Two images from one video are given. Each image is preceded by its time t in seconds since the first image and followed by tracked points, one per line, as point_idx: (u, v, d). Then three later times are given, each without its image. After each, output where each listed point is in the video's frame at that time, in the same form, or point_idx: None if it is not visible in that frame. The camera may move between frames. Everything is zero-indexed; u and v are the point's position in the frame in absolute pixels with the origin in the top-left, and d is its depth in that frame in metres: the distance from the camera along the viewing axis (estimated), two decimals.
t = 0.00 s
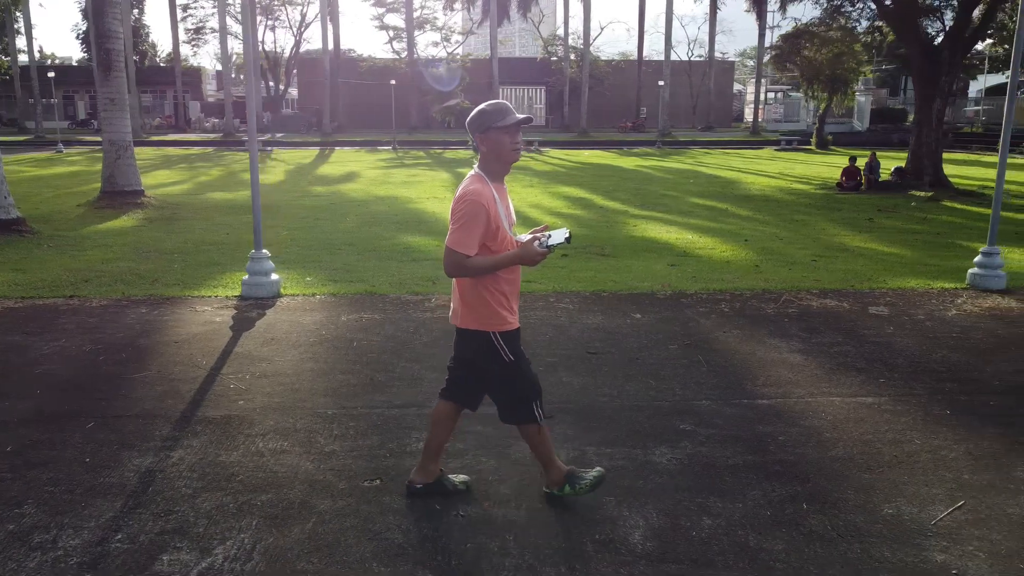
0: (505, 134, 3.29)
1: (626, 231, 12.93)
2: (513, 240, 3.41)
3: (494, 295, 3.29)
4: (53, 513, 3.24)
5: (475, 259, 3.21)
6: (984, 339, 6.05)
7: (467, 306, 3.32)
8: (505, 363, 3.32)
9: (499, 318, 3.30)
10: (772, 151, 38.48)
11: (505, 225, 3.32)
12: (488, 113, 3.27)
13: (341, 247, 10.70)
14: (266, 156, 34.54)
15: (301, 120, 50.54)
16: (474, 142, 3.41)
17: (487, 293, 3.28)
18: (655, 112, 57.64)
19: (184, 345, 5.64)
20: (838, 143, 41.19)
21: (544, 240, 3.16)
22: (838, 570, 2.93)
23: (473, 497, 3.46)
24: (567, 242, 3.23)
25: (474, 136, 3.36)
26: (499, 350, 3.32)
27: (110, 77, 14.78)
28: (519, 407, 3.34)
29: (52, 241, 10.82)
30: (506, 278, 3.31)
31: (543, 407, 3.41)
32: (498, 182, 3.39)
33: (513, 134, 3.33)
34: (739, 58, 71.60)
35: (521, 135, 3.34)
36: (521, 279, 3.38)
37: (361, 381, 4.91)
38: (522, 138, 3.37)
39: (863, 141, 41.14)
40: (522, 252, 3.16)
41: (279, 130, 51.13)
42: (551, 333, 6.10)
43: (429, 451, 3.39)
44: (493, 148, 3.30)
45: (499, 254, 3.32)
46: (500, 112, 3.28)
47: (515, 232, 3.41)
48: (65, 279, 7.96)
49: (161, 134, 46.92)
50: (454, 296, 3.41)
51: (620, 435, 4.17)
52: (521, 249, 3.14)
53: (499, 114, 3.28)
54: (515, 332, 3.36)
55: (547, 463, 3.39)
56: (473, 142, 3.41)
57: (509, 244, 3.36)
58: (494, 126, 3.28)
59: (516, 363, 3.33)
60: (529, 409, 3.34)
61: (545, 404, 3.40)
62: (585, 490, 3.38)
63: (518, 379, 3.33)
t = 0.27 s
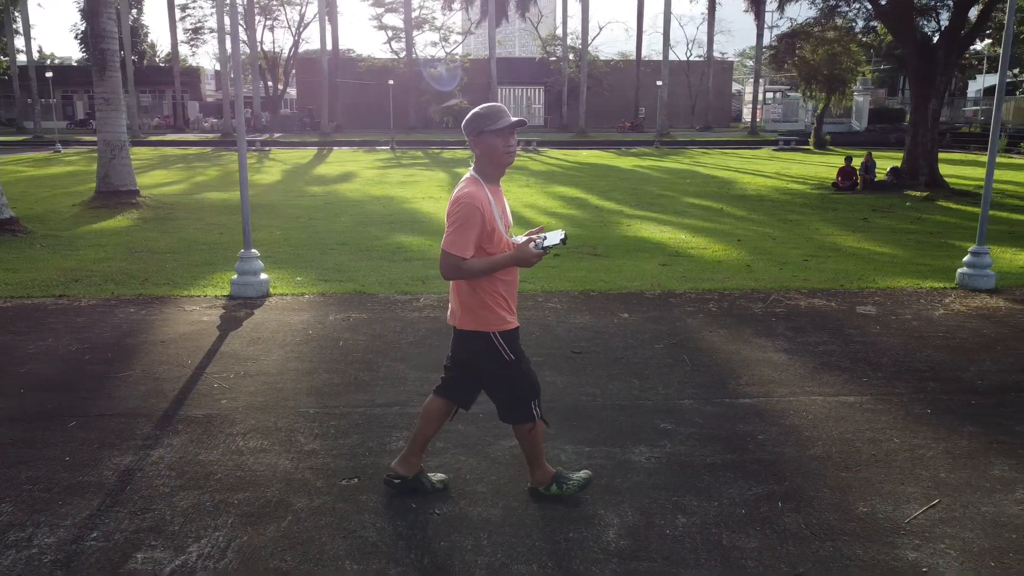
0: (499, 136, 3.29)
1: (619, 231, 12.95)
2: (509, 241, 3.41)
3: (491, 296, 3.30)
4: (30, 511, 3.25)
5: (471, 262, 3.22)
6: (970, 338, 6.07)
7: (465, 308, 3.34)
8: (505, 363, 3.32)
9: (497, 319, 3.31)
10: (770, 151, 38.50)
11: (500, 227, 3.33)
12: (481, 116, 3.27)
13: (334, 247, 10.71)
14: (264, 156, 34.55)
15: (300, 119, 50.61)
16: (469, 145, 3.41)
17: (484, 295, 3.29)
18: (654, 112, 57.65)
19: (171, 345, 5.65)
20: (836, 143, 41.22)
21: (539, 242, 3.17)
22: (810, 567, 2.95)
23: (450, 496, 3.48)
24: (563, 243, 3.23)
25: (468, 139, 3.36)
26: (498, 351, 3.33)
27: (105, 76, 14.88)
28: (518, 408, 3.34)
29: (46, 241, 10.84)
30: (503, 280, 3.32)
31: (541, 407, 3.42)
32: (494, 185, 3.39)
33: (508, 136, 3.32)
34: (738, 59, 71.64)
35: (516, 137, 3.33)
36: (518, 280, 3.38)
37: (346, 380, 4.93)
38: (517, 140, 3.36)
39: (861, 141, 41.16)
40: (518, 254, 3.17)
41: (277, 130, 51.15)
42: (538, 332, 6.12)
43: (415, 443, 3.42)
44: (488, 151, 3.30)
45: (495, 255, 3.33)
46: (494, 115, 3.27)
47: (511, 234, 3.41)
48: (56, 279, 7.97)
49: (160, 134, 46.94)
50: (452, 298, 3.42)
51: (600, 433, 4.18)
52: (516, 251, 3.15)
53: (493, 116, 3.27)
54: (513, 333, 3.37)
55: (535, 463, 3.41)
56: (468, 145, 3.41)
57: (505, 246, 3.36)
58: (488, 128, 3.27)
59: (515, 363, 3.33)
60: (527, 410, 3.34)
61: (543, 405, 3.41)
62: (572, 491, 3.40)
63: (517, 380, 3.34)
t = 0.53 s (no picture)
0: (493, 137, 3.28)
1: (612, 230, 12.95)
2: (506, 241, 3.41)
3: (490, 296, 3.31)
4: (6, 510, 3.26)
5: (468, 263, 3.23)
6: (955, 337, 6.09)
7: (464, 309, 3.35)
8: (506, 362, 3.34)
9: (497, 319, 3.32)
10: (767, 151, 38.50)
11: (497, 228, 3.33)
12: (474, 118, 3.27)
13: (325, 247, 10.71)
14: (261, 156, 34.51)
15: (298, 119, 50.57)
16: (464, 147, 3.41)
17: (483, 295, 3.30)
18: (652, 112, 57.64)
19: (157, 345, 5.66)
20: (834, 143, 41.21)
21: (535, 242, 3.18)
22: (781, 565, 2.96)
23: (427, 494, 3.49)
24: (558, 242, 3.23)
25: (463, 141, 3.36)
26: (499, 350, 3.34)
27: (100, 76, 14.84)
28: (518, 406, 3.36)
29: (38, 241, 10.83)
30: (501, 280, 3.33)
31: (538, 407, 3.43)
32: (490, 185, 3.39)
33: (502, 137, 3.31)
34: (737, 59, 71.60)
35: (511, 137, 3.32)
36: (517, 279, 3.39)
37: (330, 379, 4.93)
38: (512, 140, 3.35)
39: (859, 141, 41.16)
40: (514, 254, 3.18)
41: (275, 130, 51.11)
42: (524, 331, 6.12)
43: (409, 435, 3.43)
44: (482, 152, 3.30)
45: (492, 256, 3.34)
46: (487, 116, 3.27)
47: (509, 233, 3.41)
48: (45, 278, 7.97)
49: (158, 135, 46.88)
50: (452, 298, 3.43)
51: (580, 432, 4.20)
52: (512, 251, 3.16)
53: (486, 117, 3.27)
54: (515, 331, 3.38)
55: (519, 462, 3.41)
56: (463, 147, 3.41)
57: (502, 246, 3.37)
58: (480, 130, 3.27)
59: (516, 362, 3.34)
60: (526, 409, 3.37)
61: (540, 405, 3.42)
62: (550, 496, 3.41)
63: (517, 380, 3.35)
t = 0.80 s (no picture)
0: (488, 136, 3.30)
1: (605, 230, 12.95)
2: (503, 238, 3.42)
3: (486, 293, 3.31)
4: None
5: (464, 260, 3.23)
6: (941, 336, 6.10)
7: (461, 306, 3.35)
8: (500, 360, 3.33)
9: (494, 316, 3.32)
10: (765, 151, 38.50)
11: (494, 225, 3.34)
12: (469, 116, 3.29)
13: (317, 247, 10.71)
14: (259, 156, 34.52)
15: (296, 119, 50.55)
16: (460, 145, 3.42)
17: (480, 292, 3.30)
18: (651, 112, 57.65)
19: (142, 344, 5.67)
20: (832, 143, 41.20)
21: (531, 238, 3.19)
22: (752, 563, 2.97)
23: (403, 493, 3.50)
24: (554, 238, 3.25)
25: (458, 140, 3.38)
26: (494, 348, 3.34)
27: (95, 76, 14.87)
28: (510, 406, 3.37)
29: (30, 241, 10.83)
30: (498, 276, 3.34)
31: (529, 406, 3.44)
32: (486, 183, 3.40)
33: (497, 135, 3.33)
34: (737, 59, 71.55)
35: (505, 136, 3.34)
36: (514, 276, 3.40)
37: (313, 379, 4.94)
38: (507, 138, 3.37)
39: (857, 141, 41.16)
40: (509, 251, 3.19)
41: (273, 130, 51.10)
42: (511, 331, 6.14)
43: (415, 426, 3.50)
44: (477, 150, 3.31)
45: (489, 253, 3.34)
46: (481, 114, 3.28)
47: (505, 231, 3.42)
48: (35, 278, 7.98)
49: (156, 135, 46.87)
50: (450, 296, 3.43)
51: (560, 431, 4.21)
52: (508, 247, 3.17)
53: (481, 116, 3.29)
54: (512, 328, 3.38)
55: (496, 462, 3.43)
56: (459, 146, 3.42)
57: (499, 243, 3.37)
58: (475, 129, 3.29)
59: (510, 360, 3.34)
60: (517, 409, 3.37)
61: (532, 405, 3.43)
62: (526, 495, 3.43)
63: (511, 377, 3.35)
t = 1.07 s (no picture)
0: (484, 133, 3.28)
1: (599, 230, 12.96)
2: (497, 235, 3.42)
3: (480, 291, 3.32)
4: None
5: (459, 257, 3.23)
6: (927, 336, 6.11)
7: (454, 303, 3.35)
8: (488, 358, 3.34)
9: (486, 314, 3.33)
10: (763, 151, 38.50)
11: (489, 222, 3.33)
12: (466, 113, 3.27)
13: (309, 247, 10.70)
14: (256, 156, 34.52)
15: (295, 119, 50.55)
16: (456, 141, 3.40)
17: (474, 289, 3.31)
18: (649, 112, 57.63)
19: (129, 343, 5.68)
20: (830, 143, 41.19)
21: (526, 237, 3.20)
22: (724, 561, 2.99)
23: (380, 492, 3.50)
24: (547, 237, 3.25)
25: (454, 135, 3.36)
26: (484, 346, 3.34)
27: (89, 76, 14.86)
28: (492, 406, 3.37)
29: (23, 241, 10.83)
30: (492, 274, 3.34)
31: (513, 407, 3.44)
32: (481, 180, 3.39)
33: (494, 132, 3.31)
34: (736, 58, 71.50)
35: (501, 133, 3.32)
36: (507, 273, 3.40)
37: (297, 378, 4.95)
38: (503, 135, 3.35)
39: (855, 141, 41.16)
40: (505, 250, 3.20)
41: (271, 130, 51.10)
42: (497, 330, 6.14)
43: (431, 416, 3.54)
44: (473, 147, 3.30)
45: (483, 250, 3.34)
46: (478, 111, 3.26)
47: (500, 228, 3.42)
48: (24, 277, 7.98)
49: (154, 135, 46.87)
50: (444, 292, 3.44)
51: (541, 430, 4.22)
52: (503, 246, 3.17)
53: (477, 113, 3.26)
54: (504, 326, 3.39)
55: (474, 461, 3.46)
56: (455, 141, 3.40)
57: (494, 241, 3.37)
58: (472, 125, 3.27)
59: (496, 359, 3.34)
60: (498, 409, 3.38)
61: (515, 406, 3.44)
62: (501, 494, 3.45)
63: (498, 376, 3.36)
